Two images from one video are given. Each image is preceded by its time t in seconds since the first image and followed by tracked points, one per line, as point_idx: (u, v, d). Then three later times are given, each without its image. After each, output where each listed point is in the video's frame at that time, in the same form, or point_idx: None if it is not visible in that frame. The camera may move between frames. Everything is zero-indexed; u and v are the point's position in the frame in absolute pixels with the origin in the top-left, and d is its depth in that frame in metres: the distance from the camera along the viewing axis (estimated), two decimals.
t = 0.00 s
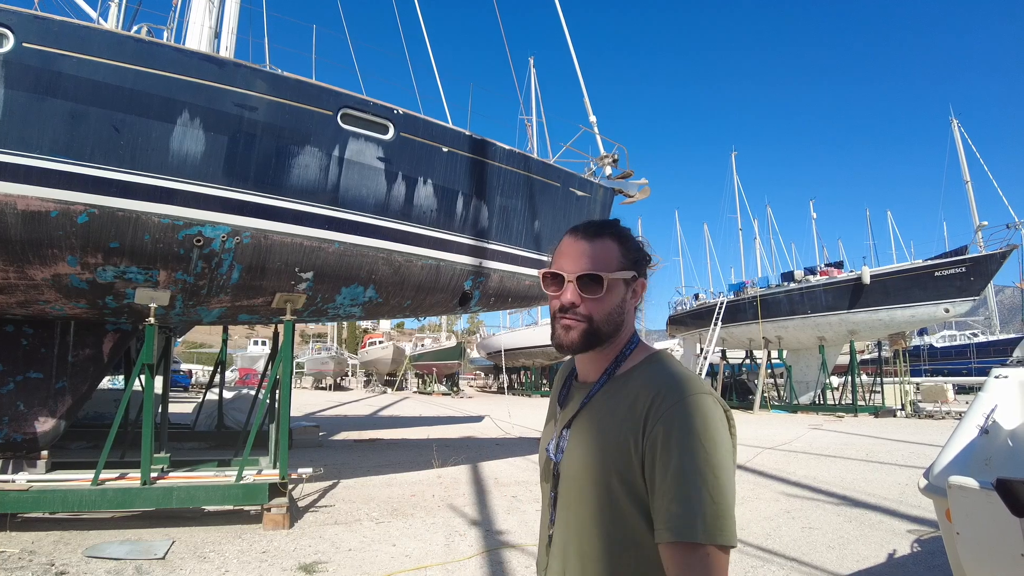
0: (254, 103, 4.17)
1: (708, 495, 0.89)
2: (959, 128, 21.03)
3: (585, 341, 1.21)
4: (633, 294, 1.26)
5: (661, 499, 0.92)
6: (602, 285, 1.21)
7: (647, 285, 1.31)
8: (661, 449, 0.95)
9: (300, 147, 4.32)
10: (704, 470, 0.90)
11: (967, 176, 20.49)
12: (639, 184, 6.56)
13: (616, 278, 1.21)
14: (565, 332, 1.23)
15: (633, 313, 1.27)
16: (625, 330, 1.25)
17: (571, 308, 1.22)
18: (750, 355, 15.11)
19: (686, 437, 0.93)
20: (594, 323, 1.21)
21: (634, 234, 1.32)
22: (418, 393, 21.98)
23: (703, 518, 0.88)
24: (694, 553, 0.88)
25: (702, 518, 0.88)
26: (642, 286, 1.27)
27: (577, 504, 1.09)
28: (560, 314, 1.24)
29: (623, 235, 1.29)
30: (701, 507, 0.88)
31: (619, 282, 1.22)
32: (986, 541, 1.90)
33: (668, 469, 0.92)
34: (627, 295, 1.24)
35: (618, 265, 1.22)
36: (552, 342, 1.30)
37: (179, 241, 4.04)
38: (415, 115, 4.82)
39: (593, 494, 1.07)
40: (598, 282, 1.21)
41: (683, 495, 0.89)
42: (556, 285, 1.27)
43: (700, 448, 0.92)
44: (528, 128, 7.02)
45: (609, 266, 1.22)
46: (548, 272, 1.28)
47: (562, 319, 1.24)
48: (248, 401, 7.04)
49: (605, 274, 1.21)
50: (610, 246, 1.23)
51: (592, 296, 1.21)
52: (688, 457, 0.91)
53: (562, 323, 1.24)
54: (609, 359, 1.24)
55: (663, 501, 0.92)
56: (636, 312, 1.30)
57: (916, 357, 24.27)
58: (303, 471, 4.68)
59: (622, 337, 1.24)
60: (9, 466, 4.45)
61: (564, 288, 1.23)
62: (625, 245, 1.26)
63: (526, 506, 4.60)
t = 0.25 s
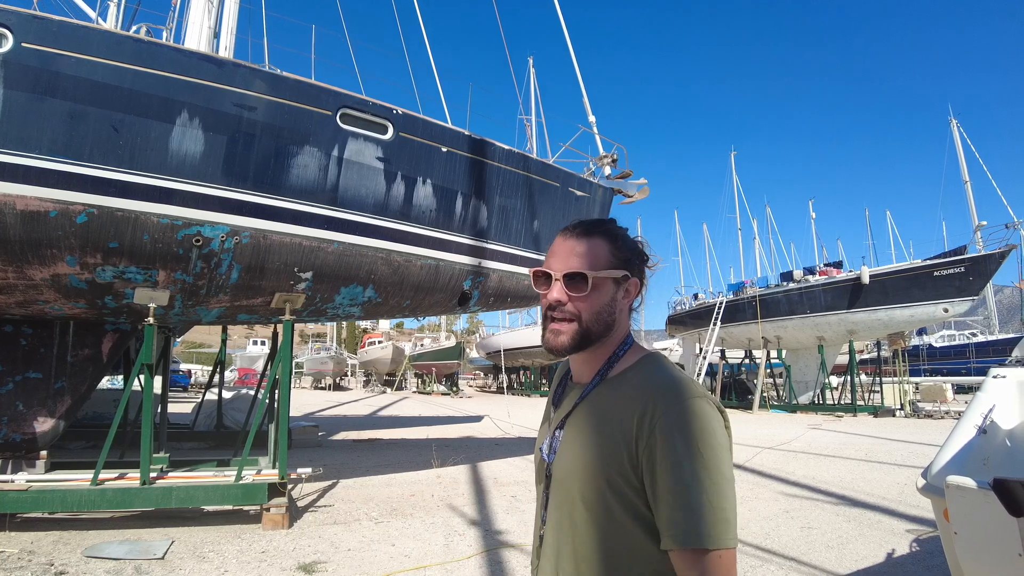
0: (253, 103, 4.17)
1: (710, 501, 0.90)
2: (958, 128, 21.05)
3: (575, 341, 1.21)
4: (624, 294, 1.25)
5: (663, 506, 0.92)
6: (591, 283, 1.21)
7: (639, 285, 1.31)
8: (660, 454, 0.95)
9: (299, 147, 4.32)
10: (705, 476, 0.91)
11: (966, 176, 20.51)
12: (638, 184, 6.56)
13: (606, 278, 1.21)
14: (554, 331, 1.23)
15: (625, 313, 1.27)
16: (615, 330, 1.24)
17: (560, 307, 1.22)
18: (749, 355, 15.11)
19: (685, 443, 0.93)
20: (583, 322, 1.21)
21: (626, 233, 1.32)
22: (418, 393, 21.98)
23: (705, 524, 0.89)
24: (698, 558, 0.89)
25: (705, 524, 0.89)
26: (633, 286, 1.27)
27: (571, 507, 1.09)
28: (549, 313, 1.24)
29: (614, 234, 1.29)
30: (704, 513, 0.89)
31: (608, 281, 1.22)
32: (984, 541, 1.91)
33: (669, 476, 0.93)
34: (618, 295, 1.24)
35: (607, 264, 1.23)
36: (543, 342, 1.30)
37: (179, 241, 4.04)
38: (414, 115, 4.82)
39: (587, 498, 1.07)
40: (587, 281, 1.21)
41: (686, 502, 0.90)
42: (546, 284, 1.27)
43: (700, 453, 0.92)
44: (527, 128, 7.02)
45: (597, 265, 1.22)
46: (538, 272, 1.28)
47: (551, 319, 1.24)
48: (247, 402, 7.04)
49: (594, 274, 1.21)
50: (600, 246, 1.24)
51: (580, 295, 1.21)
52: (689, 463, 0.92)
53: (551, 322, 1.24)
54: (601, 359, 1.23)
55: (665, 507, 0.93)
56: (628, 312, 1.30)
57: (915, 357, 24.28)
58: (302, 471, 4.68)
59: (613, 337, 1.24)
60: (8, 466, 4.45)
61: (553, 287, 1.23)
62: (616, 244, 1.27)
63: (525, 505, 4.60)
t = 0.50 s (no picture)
0: (253, 103, 4.17)
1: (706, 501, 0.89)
2: (958, 128, 21.07)
3: (578, 348, 1.21)
4: (624, 298, 1.26)
5: (662, 506, 0.92)
6: (592, 289, 1.21)
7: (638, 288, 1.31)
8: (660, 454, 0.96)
9: (298, 147, 4.33)
10: (703, 477, 0.91)
11: (965, 176, 20.53)
12: (637, 185, 6.57)
13: (605, 284, 1.21)
14: (557, 338, 1.23)
15: (626, 317, 1.28)
16: (617, 334, 1.25)
17: (561, 315, 1.22)
18: (749, 355, 15.12)
19: (682, 444, 0.94)
20: (585, 328, 1.21)
21: (623, 236, 1.32)
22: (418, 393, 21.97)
23: (703, 524, 0.88)
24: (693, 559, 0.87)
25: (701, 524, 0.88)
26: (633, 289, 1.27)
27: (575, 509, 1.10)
28: (550, 321, 1.24)
29: (612, 238, 1.29)
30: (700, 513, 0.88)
31: (608, 286, 1.22)
32: (981, 542, 1.92)
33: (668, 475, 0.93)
34: (618, 299, 1.24)
35: (606, 269, 1.23)
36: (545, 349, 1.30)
37: (178, 241, 4.04)
38: (413, 115, 4.82)
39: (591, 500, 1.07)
40: (587, 287, 1.21)
41: (684, 501, 0.89)
42: (545, 292, 1.27)
43: (697, 454, 0.92)
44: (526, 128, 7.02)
45: (596, 271, 1.22)
46: (536, 280, 1.27)
47: (553, 327, 1.24)
48: (247, 402, 7.03)
49: (594, 280, 1.21)
50: (597, 252, 1.23)
51: (582, 302, 1.21)
52: (686, 464, 0.92)
53: (553, 330, 1.24)
54: (605, 364, 1.24)
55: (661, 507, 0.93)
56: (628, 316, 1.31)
57: (915, 356, 24.29)
58: (302, 472, 4.68)
59: (614, 342, 1.25)
60: (8, 466, 4.45)
61: (553, 296, 1.23)
62: (614, 248, 1.27)
63: (524, 506, 4.60)
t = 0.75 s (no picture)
0: (254, 103, 4.18)
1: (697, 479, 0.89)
2: (957, 128, 21.09)
3: (584, 338, 1.22)
4: (636, 296, 1.26)
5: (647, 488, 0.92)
6: (604, 282, 1.22)
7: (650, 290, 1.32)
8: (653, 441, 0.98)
9: (299, 148, 4.34)
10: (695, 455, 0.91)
11: (965, 176, 20.55)
12: (637, 185, 6.57)
13: (619, 278, 1.22)
14: (565, 327, 1.24)
15: (635, 317, 1.28)
16: (625, 332, 1.25)
17: (571, 304, 1.23)
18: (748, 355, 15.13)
19: (673, 429, 0.96)
20: (593, 320, 1.22)
21: (640, 237, 1.34)
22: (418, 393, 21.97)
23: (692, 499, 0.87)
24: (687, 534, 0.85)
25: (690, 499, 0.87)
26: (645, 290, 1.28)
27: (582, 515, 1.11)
28: (559, 310, 1.25)
29: (627, 237, 1.31)
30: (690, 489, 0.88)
31: (621, 281, 1.23)
32: (981, 540, 1.93)
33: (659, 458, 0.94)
34: (630, 296, 1.25)
35: (620, 265, 1.24)
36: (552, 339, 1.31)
37: (179, 241, 4.05)
38: (414, 116, 4.84)
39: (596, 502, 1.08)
40: (599, 279, 1.22)
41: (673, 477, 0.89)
42: (559, 282, 1.29)
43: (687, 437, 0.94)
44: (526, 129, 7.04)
45: (610, 265, 1.23)
46: (552, 269, 1.29)
47: (561, 316, 1.25)
48: (247, 402, 7.05)
49: (608, 274, 1.22)
50: (614, 247, 1.25)
51: (593, 293, 1.22)
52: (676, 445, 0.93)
53: (561, 319, 1.25)
54: (609, 361, 1.25)
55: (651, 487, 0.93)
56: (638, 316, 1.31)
57: (914, 356, 24.30)
58: (303, 471, 4.69)
59: (622, 339, 1.25)
60: (9, 466, 4.46)
61: (566, 285, 1.24)
62: (630, 247, 1.28)
63: (524, 505, 4.62)
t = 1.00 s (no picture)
0: (254, 103, 4.18)
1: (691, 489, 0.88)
2: (958, 128, 21.10)
3: (577, 342, 1.22)
4: (629, 295, 1.25)
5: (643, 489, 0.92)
6: (593, 283, 1.22)
7: (644, 288, 1.30)
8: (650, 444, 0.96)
9: (300, 147, 4.34)
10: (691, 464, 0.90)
11: (966, 176, 20.55)
12: (638, 185, 6.57)
13: (607, 279, 1.22)
14: (558, 332, 1.24)
15: (630, 316, 1.27)
16: (620, 332, 1.25)
17: (562, 307, 1.23)
18: (749, 355, 15.13)
19: (671, 433, 0.94)
20: (585, 323, 1.22)
21: (632, 236, 1.33)
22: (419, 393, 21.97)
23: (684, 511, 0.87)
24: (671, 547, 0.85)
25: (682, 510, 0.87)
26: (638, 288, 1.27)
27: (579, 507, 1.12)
28: (552, 314, 1.25)
29: (619, 237, 1.30)
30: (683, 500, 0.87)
31: (610, 282, 1.23)
32: (983, 541, 1.92)
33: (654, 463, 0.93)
34: (621, 295, 1.24)
35: (610, 266, 1.23)
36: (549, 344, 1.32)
37: (180, 241, 4.05)
38: (414, 115, 4.83)
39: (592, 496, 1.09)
40: (588, 281, 1.22)
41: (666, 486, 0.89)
42: (550, 287, 1.29)
43: (684, 443, 0.93)
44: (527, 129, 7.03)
45: (598, 266, 1.23)
46: (544, 274, 1.29)
47: (555, 320, 1.25)
48: (248, 401, 7.04)
49: (595, 274, 1.22)
50: (602, 248, 1.25)
51: (583, 295, 1.22)
52: (674, 450, 0.92)
53: (555, 323, 1.25)
54: (608, 362, 1.25)
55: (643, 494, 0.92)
56: (635, 316, 1.30)
57: (915, 356, 24.29)
58: (303, 471, 4.68)
59: (618, 340, 1.24)
60: (9, 466, 4.45)
61: (556, 289, 1.24)
62: (619, 246, 1.27)
63: (525, 505, 4.61)
